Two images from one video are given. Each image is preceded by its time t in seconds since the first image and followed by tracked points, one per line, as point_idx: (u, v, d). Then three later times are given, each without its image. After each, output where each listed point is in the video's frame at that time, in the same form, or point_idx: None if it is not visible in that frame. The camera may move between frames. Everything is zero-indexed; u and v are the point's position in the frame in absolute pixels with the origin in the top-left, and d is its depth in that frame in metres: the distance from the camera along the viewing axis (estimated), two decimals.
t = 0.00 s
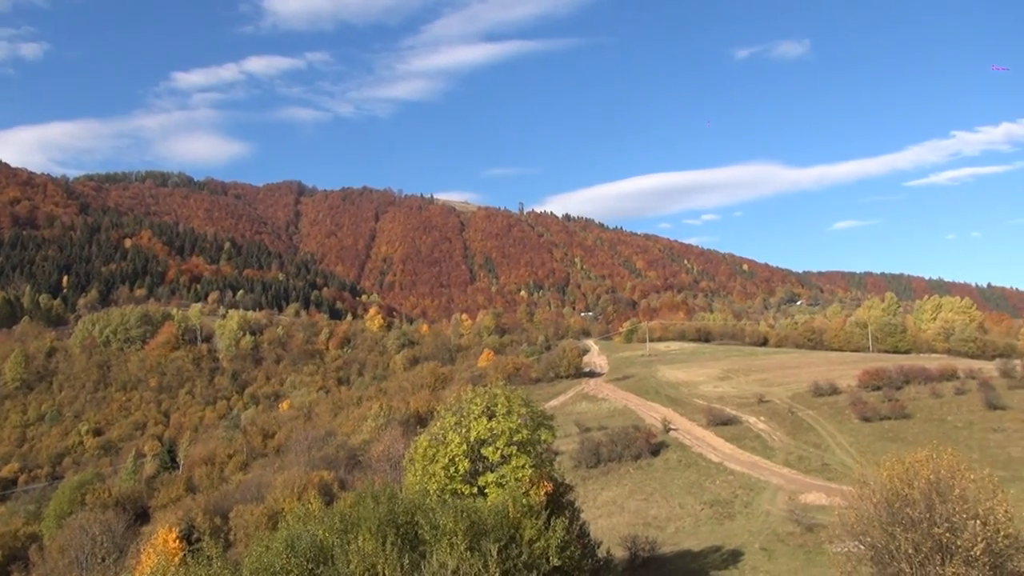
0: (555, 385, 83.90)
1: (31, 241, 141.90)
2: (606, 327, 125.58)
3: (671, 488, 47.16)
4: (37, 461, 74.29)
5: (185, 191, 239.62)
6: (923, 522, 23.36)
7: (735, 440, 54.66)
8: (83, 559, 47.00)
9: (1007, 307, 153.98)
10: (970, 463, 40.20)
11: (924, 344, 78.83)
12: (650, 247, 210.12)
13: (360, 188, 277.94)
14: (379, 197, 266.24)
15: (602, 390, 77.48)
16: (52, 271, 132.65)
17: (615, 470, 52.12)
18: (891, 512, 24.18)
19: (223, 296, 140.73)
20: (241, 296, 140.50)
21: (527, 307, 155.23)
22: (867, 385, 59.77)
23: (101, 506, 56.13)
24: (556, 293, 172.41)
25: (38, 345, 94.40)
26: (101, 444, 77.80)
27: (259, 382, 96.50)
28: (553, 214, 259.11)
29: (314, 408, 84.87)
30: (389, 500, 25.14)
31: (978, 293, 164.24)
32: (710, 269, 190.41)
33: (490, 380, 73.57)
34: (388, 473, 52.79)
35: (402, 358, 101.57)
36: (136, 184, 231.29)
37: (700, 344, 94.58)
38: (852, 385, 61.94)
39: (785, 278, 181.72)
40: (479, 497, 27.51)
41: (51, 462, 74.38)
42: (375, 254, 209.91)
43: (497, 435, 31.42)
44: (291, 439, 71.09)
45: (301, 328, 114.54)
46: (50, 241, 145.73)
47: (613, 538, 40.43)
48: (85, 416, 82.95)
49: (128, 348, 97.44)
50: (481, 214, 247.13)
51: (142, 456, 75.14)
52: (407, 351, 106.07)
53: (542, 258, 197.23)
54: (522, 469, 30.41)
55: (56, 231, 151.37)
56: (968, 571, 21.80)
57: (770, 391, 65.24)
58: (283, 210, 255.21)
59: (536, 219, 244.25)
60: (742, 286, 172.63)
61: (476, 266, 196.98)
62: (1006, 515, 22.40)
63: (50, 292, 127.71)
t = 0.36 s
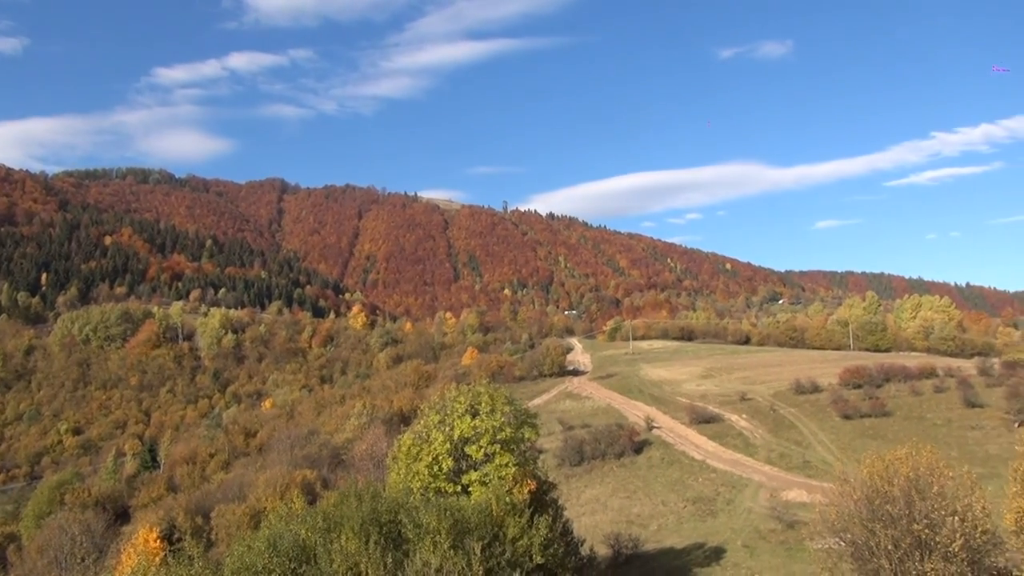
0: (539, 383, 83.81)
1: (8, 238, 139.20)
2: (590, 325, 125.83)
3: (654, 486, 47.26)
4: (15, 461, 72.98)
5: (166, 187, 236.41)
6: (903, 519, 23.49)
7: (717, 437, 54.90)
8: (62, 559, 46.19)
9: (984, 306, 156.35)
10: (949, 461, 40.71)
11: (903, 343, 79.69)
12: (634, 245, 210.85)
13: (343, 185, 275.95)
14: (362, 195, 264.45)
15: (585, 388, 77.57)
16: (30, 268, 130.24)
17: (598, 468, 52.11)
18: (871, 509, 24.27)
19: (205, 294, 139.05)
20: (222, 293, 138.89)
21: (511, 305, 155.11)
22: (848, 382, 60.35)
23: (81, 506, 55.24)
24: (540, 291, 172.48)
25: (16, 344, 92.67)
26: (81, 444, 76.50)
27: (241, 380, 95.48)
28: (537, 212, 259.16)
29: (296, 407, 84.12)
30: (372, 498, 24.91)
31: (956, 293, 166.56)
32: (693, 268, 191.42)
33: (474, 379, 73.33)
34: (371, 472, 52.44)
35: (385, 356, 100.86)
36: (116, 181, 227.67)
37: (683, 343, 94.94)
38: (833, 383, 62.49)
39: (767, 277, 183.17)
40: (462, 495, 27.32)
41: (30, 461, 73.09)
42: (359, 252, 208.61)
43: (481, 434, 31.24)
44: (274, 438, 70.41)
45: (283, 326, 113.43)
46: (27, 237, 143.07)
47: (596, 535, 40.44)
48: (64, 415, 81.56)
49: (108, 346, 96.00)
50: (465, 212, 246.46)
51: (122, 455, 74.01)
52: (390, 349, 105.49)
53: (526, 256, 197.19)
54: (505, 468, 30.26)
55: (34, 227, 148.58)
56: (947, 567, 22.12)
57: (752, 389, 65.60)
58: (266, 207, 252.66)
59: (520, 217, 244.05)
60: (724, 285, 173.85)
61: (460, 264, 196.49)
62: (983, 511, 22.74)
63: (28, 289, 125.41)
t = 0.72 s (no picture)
0: (525, 381, 83.70)
1: None
2: (576, 323, 125.92)
3: (640, 484, 47.34)
4: None
5: (149, 184, 233.79)
6: (885, 516, 23.56)
7: (703, 435, 55.02)
8: (43, 558, 45.47)
9: (964, 304, 158.39)
10: (931, 459, 41.10)
11: (887, 341, 80.40)
12: (620, 244, 211.35)
13: (329, 183, 274.15)
14: (348, 193, 262.92)
15: (571, 386, 77.53)
16: (10, 265, 128.18)
17: (584, 465, 52.11)
18: (853, 506, 24.31)
19: (189, 291, 137.52)
20: (207, 291, 137.44)
21: (497, 304, 154.88)
22: (832, 381, 60.79)
23: (62, 506, 54.42)
24: (526, 289, 172.42)
25: None
26: (62, 442, 75.37)
27: (226, 378, 94.56)
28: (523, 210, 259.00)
29: (281, 405, 83.41)
30: (358, 497, 24.66)
31: (938, 292, 168.61)
32: (679, 267, 192.22)
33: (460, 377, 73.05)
34: (356, 470, 52.06)
35: (371, 354, 100.28)
36: (99, 177, 224.50)
37: (668, 341, 95.20)
38: (817, 381, 62.91)
39: (752, 276, 184.38)
40: (447, 493, 27.13)
41: (10, 460, 71.89)
42: (344, 249, 207.36)
43: (466, 432, 31.04)
44: (259, 437, 69.80)
45: (268, 324, 112.47)
46: (7, 234, 140.73)
47: (581, 534, 40.41)
48: (46, 413, 80.35)
49: (90, 344, 94.72)
50: (451, 210, 245.81)
51: (105, 454, 73.06)
52: (376, 347, 104.90)
53: (512, 254, 197.03)
54: (491, 465, 30.08)
55: (14, 223, 146.19)
56: (928, 564, 22.27)
57: (737, 387, 65.87)
58: (251, 205, 250.30)
59: (506, 215, 243.86)
60: (710, 284, 174.79)
61: (446, 262, 195.93)
62: (963, 507, 22.88)
63: (9, 286, 123.42)
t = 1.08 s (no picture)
0: (512, 380, 83.56)
1: None
2: (563, 322, 126.01)
3: (626, 482, 47.39)
4: None
5: (133, 181, 231.20)
6: (869, 513, 23.65)
7: (689, 434, 55.17)
8: (25, 559, 44.77)
9: (947, 304, 160.20)
10: (915, 456, 41.50)
11: (871, 340, 81.04)
12: (607, 243, 211.76)
13: (315, 181, 272.44)
14: (335, 191, 261.34)
15: (558, 385, 77.55)
16: None
17: (571, 464, 52.05)
18: (838, 504, 24.36)
19: (174, 290, 136.12)
20: (192, 289, 136.10)
21: (484, 302, 154.63)
22: (817, 379, 61.21)
23: (45, 506, 53.65)
24: (513, 288, 172.33)
25: None
26: (45, 442, 74.32)
27: (211, 377, 93.67)
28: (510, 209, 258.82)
29: (267, 404, 82.73)
30: (344, 496, 24.38)
31: (920, 291, 170.47)
32: (665, 266, 192.95)
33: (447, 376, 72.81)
34: (343, 469, 51.73)
35: (357, 353, 99.74)
36: (82, 174, 221.60)
37: (655, 340, 95.40)
38: (802, 380, 63.32)
39: (738, 275, 185.39)
40: (434, 493, 26.89)
41: None
42: (331, 248, 206.20)
43: (453, 431, 30.85)
44: (244, 436, 69.21)
45: (254, 322, 111.54)
46: None
47: (568, 532, 40.36)
48: (28, 413, 79.17)
49: (74, 343, 93.49)
50: (438, 209, 245.14)
51: (88, 453, 72.11)
52: (362, 346, 104.35)
53: (499, 253, 196.85)
54: (478, 464, 29.90)
55: None
56: (911, 561, 22.37)
57: (723, 386, 66.12)
58: (236, 202, 248.17)
59: (493, 214, 243.65)
60: (696, 283, 175.55)
61: (433, 261, 195.41)
62: (946, 504, 23.00)
63: None
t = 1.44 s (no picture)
0: (499, 379, 83.41)
1: None
2: (549, 321, 126.03)
3: (612, 481, 47.43)
4: None
5: (117, 179, 228.37)
6: (852, 511, 23.73)
7: (675, 432, 55.32)
8: (5, 561, 44.02)
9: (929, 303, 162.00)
10: (897, 455, 41.87)
11: (855, 339, 81.73)
12: (594, 242, 212.10)
13: (301, 179, 270.62)
14: (321, 189, 259.74)
15: (545, 384, 77.54)
16: None
17: (557, 463, 52.01)
18: (822, 502, 24.47)
19: (158, 288, 134.65)
20: (176, 288, 134.69)
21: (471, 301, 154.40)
22: (801, 378, 61.58)
23: (27, 506, 52.87)
24: (500, 287, 172.17)
25: None
26: (27, 442, 73.18)
27: (196, 376, 92.73)
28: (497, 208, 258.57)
29: (252, 403, 81.99)
30: (329, 495, 24.15)
31: (903, 290, 172.34)
32: (652, 265, 193.59)
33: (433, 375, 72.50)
34: (329, 469, 51.33)
35: (343, 352, 99.15)
36: (64, 171, 218.56)
37: (641, 339, 95.61)
38: (787, 379, 63.67)
39: (724, 275, 186.41)
40: (419, 492, 26.71)
41: None
42: (317, 246, 204.87)
43: (439, 430, 30.65)
44: (229, 435, 68.59)
45: (239, 321, 110.50)
46: None
47: (554, 531, 40.29)
48: (9, 412, 77.97)
49: (57, 342, 92.23)
50: (425, 207, 244.35)
51: (71, 453, 71.16)
52: (348, 345, 103.74)
53: (486, 252, 196.59)
54: (464, 464, 29.75)
55: None
56: (894, 559, 22.52)
57: (709, 385, 66.39)
58: (222, 200, 245.90)
59: (480, 214, 243.28)
60: (682, 282, 176.29)
61: (420, 259, 194.78)
62: (928, 502, 23.15)
63: None
